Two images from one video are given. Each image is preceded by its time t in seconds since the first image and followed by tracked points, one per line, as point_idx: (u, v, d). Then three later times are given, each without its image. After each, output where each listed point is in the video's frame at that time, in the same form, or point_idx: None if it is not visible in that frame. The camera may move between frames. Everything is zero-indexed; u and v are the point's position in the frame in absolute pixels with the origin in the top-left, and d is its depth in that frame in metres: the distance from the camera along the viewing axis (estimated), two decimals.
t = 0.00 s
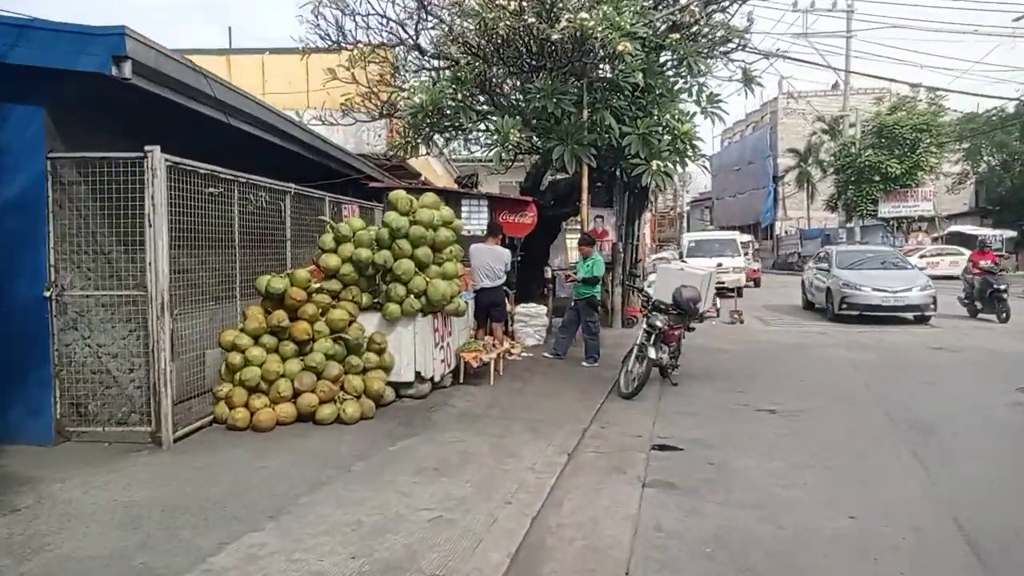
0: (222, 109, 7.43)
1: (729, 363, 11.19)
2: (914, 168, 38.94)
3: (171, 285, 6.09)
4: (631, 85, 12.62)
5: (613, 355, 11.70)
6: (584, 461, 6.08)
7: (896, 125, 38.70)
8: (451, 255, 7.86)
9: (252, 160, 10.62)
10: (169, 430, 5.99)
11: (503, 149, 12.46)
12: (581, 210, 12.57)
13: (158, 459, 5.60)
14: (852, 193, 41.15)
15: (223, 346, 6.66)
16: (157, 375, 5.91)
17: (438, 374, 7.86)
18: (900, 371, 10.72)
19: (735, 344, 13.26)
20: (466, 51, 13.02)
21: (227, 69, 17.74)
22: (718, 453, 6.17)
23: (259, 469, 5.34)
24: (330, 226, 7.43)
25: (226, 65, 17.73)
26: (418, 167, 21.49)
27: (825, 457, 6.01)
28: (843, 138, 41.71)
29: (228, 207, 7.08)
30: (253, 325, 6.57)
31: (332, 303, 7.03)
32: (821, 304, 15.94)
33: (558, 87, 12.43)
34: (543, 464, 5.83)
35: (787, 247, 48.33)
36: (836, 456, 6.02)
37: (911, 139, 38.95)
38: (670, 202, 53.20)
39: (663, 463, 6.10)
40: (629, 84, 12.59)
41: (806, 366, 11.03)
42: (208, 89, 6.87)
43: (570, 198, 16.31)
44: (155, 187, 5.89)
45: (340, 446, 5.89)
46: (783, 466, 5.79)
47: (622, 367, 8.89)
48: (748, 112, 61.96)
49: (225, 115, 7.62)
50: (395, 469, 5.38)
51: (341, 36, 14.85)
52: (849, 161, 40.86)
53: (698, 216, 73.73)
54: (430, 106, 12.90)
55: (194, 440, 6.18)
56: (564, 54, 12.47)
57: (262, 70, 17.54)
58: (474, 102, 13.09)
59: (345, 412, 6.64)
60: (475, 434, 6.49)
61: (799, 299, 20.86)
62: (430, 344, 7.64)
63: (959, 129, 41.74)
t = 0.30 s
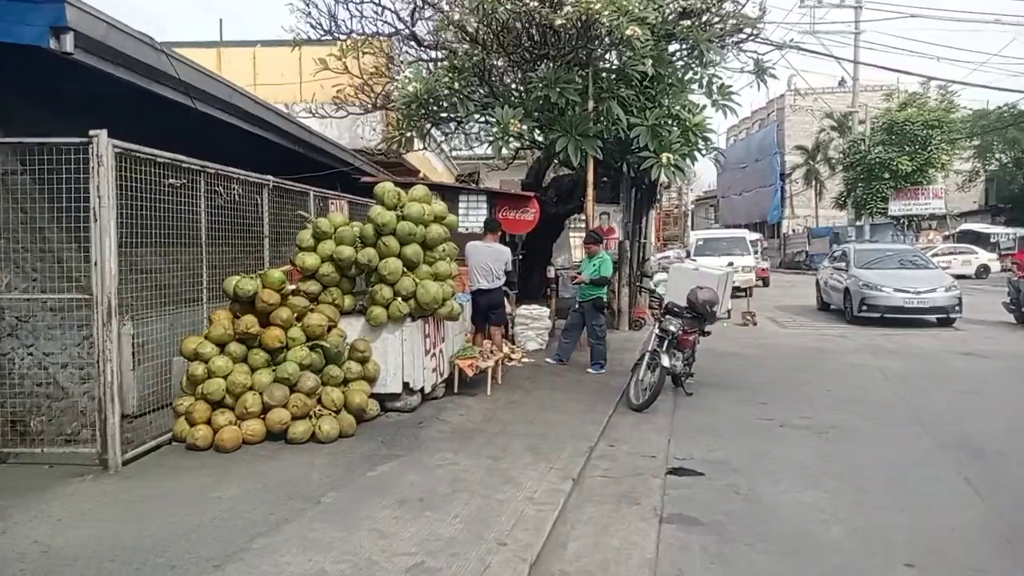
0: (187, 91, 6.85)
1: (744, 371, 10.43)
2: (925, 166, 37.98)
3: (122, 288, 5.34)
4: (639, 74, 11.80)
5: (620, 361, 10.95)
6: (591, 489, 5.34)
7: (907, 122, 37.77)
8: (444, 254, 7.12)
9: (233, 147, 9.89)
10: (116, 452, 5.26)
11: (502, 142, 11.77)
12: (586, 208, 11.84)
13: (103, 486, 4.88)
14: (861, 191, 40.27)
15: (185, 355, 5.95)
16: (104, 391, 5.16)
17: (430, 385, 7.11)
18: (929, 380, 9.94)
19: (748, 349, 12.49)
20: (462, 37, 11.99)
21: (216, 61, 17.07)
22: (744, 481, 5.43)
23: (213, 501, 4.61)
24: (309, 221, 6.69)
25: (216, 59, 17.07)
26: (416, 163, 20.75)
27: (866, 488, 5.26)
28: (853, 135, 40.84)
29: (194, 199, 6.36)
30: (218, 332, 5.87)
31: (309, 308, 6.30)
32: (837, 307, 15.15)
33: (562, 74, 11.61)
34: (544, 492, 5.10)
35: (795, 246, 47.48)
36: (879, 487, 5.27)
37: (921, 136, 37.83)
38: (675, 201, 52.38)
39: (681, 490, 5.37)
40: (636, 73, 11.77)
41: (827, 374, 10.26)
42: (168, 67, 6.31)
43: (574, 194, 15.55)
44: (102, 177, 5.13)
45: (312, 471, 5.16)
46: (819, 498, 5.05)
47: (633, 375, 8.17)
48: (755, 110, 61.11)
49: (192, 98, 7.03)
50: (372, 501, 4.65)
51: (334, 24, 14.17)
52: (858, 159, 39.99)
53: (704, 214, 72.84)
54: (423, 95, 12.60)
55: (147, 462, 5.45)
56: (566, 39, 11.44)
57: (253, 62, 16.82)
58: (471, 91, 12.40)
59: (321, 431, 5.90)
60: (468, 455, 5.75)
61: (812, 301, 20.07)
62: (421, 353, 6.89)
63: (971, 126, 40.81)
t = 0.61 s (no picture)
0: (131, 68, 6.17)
1: (751, 379, 9.70)
2: (928, 164, 37.19)
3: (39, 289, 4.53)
4: (640, 59, 11.14)
5: (617, 367, 10.21)
6: (585, 525, 4.61)
7: (910, 119, 36.85)
8: (425, 250, 6.34)
9: (200, 134, 9.10)
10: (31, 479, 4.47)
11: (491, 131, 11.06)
12: (582, 202, 11.08)
13: (11, 522, 4.15)
14: (863, 190, 39.53)
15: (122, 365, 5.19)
16: (15, 410, 4.35)
17: (406, 398, 6.38)
18: (950, 390, 9.21)
19: (753, 354, 11.76)
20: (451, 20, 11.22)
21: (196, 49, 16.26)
22: (761, 516, 4.70)
23: (136, 544, 3.87)
24: (271, 212, 5.93)
25: (195, 47, 16.28)
26: (406, 156, 19.99)
27: (905, 526, 4.54)
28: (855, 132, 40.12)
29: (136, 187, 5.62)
30: (158, 340, 5.12)
31: (267, 311, 5.56)
32: (845, 309, 14.42)
33: (556, 58, 10.94)
34: (531, 530, 4.37)
35: (794, 245, 46.76)
36: (919, 524, 4.55)
37: (924, 134, 37.10)
38: (674, 199, 51.67)
39: (690, 526, 4.63)
40: (637, 58, 11.09)
41: (841, 383, 9.53)
42: (109, 40, 5.64)
43: (570, 190, 14.81)
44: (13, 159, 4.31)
45: (260, 504, 4.42)
46: (852, 539, 4.32)
47: (633, 387, 7.44)
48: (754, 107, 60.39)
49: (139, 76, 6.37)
50: (325, 545, 3.91)
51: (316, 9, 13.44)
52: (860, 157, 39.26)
53: (702, 213, 72.08)
54: (408, 81, 11.79)
55: (69, 490, 4.69)
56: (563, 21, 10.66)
57: (234, 49, 16.00)
58: (460, 77, 11.70)
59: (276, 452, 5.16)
60: (444, 482, 5.02)
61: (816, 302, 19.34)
62: (397, 362, 6.14)
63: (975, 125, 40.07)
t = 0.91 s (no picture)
0: (54, 38, 5.49)
1: (752, 387, 9.01)
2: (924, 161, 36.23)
3: None
4: (634, 44, 10.47)
5: (609, 374, 9.53)
6: (573, 572, 3.93)
7: (907, 115, 36.24)
8: (393, 249, 5.63)
9: (152, 117, 8.39)
10: None
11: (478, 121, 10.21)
12: (574, 198, 10.38)
13: None
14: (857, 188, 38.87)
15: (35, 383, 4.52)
16: None
17: (373, 416, 5.67)
18: (968, 400, 8.52)
19: (753, 359, 11.08)
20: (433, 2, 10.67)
21: (169, 36, 15.56)
22: (778, 564, 4.03)
23: None
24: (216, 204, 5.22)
25: (169, 35, 15.55)
26: (392, 149, 19.34)
27: None
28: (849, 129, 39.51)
29: (58, 175, 4.99)
30: (77, 354, 4.46)
31: (207, 320, 4.88)
32: (848, 310, 13.74)
33: (545, 41, 10.24)
34: None
35: (788, 244, 46.17)
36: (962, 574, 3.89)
37: (921, 130, 36.31)
38: (666, 197, 51.06)
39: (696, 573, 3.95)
40: (632, 43, 10.42)
41: (850, 392, 8.84)
42: (24, 7, 4.96)
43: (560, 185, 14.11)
44: None
45: (186, 554, 3.72)
46: None
47: (628, 401, 6.73)
48: (747, 105, 59.84)
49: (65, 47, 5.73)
50: None
51: None
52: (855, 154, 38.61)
53: (694, 211, 71.47)
54: (384, 65, 10.93)
55: None
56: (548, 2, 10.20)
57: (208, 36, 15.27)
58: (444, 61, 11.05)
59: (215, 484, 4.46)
60: (409, 518, 4.32)
61: (814, 303, 18.71)
62: (361, 376, 5.43)
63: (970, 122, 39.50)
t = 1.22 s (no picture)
0: None
1: (751, 396, 8.44)
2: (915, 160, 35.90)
3: None
4: (624, 34, 9.92)
5: (599, 383, 8.95)
6: None
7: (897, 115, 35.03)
8: (354, 251, 5.06)
9: (105, 113, 7.75)
10: None
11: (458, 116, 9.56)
12: (562, 198, 9.74)
13: None
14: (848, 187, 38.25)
15: None
16: None
17: (334, 437, 5.07)
18: (981, 408, 7.97)
19: (749, 364, 10.51)
20: None
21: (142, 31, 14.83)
22: None
23: None
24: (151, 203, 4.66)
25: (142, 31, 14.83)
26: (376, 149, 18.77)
27: None
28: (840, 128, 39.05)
29: None
30: None
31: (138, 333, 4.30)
32: (847, 312, 13.19)
33: (528, 30, 9.69)
34: None
35: (779, 244, 45.66)
36: None
37: (911, 129, 35.45)
38: (657, 198, 50.55)
39: None
40: (621, 34, 9.88)
41: (855, 400, 8.27)
42: None
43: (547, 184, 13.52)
44: None
45: None
46: None
47: (620, 416, 6.14)
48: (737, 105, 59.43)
49: (21, 43, 5.27)
50: None
51: None
52: (846, 154, 38.06)
53: (685, 212, 70.96)
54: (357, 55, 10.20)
55: None
56: None
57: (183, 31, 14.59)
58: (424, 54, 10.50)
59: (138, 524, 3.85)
60: (365, 562, 3.74)
61: (810, 305, 18.17)
62: (318, 394, 4.82)
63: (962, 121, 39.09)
